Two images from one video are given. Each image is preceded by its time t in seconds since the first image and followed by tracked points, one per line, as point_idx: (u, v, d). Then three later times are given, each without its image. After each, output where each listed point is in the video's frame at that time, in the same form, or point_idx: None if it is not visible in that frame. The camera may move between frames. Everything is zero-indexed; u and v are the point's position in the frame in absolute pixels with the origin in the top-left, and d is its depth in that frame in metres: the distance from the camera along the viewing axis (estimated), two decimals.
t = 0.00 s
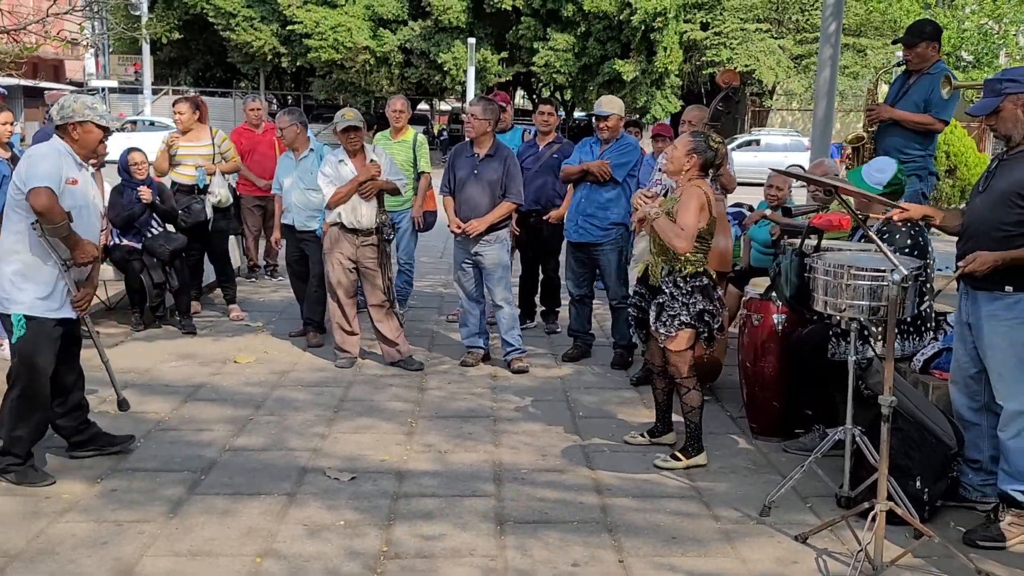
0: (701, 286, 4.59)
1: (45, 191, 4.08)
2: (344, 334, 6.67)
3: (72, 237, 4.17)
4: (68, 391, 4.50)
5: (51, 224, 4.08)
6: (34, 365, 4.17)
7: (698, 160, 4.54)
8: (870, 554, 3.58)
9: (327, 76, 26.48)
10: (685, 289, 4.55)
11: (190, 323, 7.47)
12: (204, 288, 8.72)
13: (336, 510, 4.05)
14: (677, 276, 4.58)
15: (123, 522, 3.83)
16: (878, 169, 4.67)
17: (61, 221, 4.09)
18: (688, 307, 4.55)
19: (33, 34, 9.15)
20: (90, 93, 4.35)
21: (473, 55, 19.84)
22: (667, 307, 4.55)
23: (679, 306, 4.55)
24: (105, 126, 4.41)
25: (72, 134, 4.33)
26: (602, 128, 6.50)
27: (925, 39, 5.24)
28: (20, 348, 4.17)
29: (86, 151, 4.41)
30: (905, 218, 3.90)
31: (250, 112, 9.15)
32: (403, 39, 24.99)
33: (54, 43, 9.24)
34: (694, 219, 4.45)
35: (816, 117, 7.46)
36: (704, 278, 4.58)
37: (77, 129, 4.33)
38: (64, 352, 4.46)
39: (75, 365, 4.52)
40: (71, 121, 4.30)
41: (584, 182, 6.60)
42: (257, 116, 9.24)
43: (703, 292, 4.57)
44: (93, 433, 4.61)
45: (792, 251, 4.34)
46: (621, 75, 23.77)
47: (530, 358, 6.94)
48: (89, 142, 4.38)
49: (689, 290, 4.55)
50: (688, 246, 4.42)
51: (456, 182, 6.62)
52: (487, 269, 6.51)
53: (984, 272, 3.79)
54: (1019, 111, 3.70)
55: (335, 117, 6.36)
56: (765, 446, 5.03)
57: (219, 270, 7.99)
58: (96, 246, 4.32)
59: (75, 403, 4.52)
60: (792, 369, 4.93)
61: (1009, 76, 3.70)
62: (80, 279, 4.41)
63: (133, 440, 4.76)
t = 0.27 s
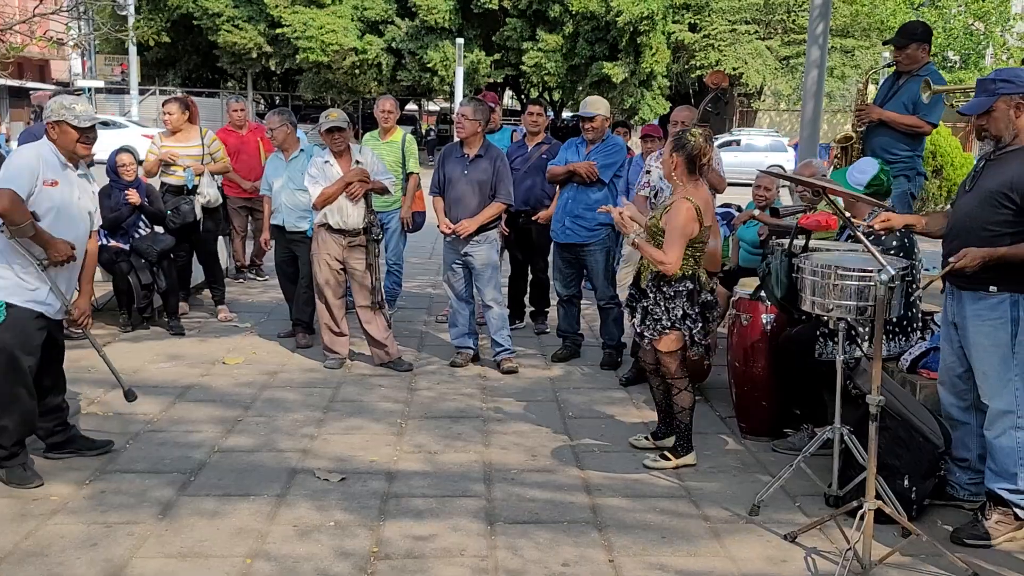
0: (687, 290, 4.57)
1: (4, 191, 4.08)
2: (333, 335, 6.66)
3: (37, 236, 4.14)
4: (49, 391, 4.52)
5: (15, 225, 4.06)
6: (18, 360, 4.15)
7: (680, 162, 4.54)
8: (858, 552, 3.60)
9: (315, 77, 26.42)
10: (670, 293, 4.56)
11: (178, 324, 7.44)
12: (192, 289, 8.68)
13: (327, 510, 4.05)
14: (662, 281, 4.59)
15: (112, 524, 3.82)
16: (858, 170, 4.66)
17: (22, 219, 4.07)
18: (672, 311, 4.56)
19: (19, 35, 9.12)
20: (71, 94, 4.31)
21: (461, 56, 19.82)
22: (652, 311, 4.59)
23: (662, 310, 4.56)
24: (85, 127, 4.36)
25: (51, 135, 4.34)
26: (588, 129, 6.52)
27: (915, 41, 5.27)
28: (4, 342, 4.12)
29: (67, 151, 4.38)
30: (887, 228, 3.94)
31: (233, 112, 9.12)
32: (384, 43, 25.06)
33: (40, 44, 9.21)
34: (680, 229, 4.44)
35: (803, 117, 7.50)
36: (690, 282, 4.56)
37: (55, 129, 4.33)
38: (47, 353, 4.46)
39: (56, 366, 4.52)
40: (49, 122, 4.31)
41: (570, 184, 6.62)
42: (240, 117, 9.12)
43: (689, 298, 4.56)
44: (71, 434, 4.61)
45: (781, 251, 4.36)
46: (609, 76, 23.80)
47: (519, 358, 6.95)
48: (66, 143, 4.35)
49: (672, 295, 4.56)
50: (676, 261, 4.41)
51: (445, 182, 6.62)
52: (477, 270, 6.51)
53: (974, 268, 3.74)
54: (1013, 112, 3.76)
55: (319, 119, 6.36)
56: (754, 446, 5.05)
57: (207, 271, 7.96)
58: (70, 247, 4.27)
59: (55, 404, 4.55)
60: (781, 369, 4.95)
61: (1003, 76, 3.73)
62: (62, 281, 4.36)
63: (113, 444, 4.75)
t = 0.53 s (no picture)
0: (678, 289, 4.57)
1: None
2: (322, 335, 6.64)
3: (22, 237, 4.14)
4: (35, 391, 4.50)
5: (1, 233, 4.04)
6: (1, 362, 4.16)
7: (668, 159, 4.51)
8: (848, 550, 3.61)
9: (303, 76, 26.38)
10: (663, 292, 4.55)
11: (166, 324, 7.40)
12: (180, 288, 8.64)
13: (317, 510, 4.03)
14: (654, 279, 4.58)
15: (100, 525, 3.79)
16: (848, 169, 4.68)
17: (5, 225, 4.04)
18: (665, 310, 4.55)
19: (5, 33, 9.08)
20: (44, 92, 4.34)
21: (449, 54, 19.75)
22: (645, 310, 4.57)
23: (656, 308, 4.56)
24: (61, 125, 4.37)
25: (29, 132, 4.30)
26: (575, 127, 6.52)
27: (908, 40, 5.29)
28: None
29: (43, 149, 4.35)
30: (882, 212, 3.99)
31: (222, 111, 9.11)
32: (372, 44, 25.02)
33: (26, 42, 9.17)
34: (673, 228, 4.43)
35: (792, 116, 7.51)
36: (682, 280, 4.56)
37: (33, 126, 4.30)
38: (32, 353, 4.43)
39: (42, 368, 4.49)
40: (25, 120, 4.28)
41: (558, 182, 6.61)
42: (230, 116, 9.09)
43: (681, 296, 4.56)
44: (59, 434, 4.58)
45: (770, 250, 4.36)
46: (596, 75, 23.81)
47: (508, 357, 6.95)
48: (47, 139, 4.33)
49: (665, 293, 4.55)
50: (674, 261, 4.39)
51: (434, 181, 6.60)
52: (466, 269, 6.50)
53: (962, 270, 3.75)
54: (1000, 110, 3.78)
55: (305, 117, 6.36)
56: (744, 444, 5.06)
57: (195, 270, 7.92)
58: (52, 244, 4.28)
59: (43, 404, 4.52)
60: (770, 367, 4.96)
61: (990, 75, 3.75)
62: (45, 279, 4.38)
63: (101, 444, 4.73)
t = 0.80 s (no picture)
0: (666, 288, 4.58)
1: None
2: (315, 335, 6.64)
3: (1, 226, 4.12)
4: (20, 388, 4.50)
5: None
6: None
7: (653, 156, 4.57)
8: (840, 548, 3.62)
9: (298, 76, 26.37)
10: (649, 289, 4.58)
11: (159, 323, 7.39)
12: (173, 287, 8.63)
13: (310, 509, 4.02)
14: (642, 277, 4.60)
15: (93, 524, 3.78)
16: (841, 168, 4.70)
17: None
18: (648, 308, 4.59)
19: None
20: (32, 90, 4.33)
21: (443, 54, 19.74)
22: (632, 308, 4.62)
23: (643, 306, 4.59)
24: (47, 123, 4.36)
25: (13, 129, 4.29)
26: (569, 125, 6.53)
27: (903, 40, 5.30)
28: None
29: (30, 146, 4.36)
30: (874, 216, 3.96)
31: (218, 111, 9.10)
32: (366, 44, 25.03)
33: (19, 41, 9.17)
34: (668, 223, 4.42)
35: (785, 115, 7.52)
36: (669, 279, 4.56)
37: (18, 123, 4.29)
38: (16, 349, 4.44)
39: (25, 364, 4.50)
40: (10, 116, 4.27)
41: (552, 181, 6.60)
42: (226, 117, 9.09)
43: (667, 295, 4.58)
44: (41, 431, 4.59)
45: (762, 249, 4.37)
46: (590, 74, 23.82)
47: (502, 356, 6.96)
48: (33, 136, 4.33)
49: (651, 292, 4.58)
50: (673, 255, 4.36)
51: (426, 180, 6.61)
52: (459, 268, 6.51)
53: (953, 268, 3.76)
54: (990, 109, 3.79)
55: (300, 117, 6.36)
56: (736, 443, 5.07)
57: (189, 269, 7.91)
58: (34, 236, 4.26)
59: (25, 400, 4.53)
60: (762, 366, 4.98)
61: (977, 75, 3.76)
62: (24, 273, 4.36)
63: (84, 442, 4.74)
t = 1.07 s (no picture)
0: (681, 291, 4.55)
1: None
2: (319, 338, 6.65)
3: None
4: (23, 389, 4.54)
5: None
6: None
7: (650, 169, 4.54)
8: (839, 552, 3.62)
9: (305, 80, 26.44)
10: (665, 293, 4.53)
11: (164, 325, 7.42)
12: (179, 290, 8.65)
13: (310, 512, 4.04)
14: (658, 282, 4.56)
15: (94, 527, 3.80)
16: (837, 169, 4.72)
17: None
18: (667, 312, 4.54)
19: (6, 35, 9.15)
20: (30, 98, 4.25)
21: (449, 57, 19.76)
22: (646, 313, 4.57)
23: (660, 311, 4.54)
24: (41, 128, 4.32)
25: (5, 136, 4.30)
26: (573, 128, 6.54)
27: (909, 42, 5.29)
28: None
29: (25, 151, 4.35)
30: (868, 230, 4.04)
31: (225, 115, 9.16)
32: (374, 47, 25.10)
33: (27, 44, 9.24)
34: (660, 224, 4.48)
35: (789, 118, 7.48)
36: (684, 281, 4.53)
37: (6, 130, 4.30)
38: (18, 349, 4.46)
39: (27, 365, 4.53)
40: None
41: (555, 185, 6.60)
42: (234, 120, 9.22)
43: (683, 297, 4.54)
44: (38, 434, 4.62)
45: (762, 252, 4.35)
46: (597, 77, 23.82)
47: (505, 359, 6.97)
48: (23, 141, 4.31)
49: (667, 295, 4.54)
50: (667, 254, 4.46)
51: (429, 182, 6.62)
52: (462, 271, 6.52)
53: (957, 268, 3.74)
54: (997, 111, 3.79)
55: (305, 121, 6.36)
56: (738, 446, 5.06)
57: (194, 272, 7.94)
58: (33, 249, 4.30)
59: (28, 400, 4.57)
60: (763, 369, 4.96)
61: (988, 75, 3.76)
62: (31, 283, 4.41)
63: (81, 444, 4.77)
